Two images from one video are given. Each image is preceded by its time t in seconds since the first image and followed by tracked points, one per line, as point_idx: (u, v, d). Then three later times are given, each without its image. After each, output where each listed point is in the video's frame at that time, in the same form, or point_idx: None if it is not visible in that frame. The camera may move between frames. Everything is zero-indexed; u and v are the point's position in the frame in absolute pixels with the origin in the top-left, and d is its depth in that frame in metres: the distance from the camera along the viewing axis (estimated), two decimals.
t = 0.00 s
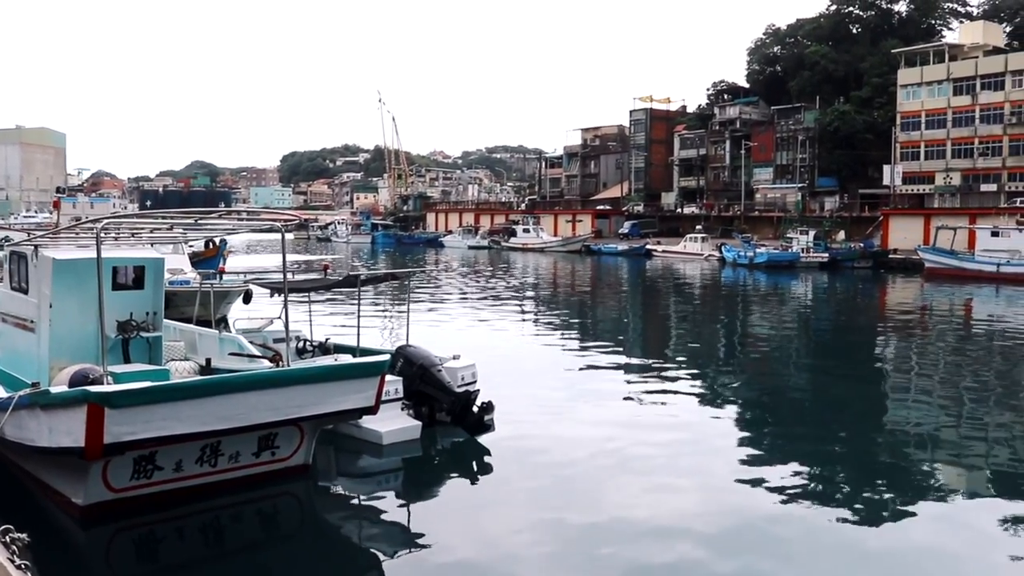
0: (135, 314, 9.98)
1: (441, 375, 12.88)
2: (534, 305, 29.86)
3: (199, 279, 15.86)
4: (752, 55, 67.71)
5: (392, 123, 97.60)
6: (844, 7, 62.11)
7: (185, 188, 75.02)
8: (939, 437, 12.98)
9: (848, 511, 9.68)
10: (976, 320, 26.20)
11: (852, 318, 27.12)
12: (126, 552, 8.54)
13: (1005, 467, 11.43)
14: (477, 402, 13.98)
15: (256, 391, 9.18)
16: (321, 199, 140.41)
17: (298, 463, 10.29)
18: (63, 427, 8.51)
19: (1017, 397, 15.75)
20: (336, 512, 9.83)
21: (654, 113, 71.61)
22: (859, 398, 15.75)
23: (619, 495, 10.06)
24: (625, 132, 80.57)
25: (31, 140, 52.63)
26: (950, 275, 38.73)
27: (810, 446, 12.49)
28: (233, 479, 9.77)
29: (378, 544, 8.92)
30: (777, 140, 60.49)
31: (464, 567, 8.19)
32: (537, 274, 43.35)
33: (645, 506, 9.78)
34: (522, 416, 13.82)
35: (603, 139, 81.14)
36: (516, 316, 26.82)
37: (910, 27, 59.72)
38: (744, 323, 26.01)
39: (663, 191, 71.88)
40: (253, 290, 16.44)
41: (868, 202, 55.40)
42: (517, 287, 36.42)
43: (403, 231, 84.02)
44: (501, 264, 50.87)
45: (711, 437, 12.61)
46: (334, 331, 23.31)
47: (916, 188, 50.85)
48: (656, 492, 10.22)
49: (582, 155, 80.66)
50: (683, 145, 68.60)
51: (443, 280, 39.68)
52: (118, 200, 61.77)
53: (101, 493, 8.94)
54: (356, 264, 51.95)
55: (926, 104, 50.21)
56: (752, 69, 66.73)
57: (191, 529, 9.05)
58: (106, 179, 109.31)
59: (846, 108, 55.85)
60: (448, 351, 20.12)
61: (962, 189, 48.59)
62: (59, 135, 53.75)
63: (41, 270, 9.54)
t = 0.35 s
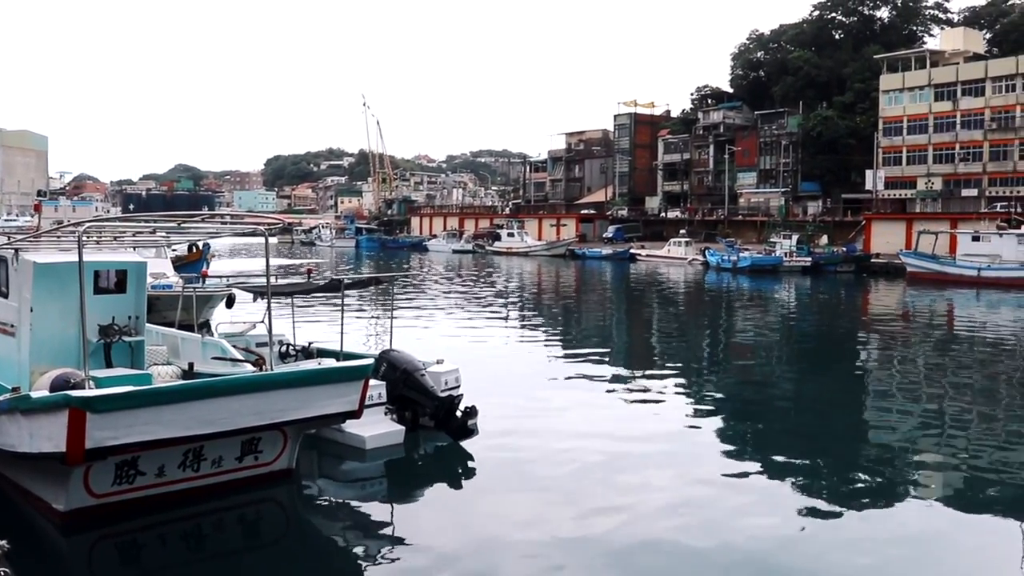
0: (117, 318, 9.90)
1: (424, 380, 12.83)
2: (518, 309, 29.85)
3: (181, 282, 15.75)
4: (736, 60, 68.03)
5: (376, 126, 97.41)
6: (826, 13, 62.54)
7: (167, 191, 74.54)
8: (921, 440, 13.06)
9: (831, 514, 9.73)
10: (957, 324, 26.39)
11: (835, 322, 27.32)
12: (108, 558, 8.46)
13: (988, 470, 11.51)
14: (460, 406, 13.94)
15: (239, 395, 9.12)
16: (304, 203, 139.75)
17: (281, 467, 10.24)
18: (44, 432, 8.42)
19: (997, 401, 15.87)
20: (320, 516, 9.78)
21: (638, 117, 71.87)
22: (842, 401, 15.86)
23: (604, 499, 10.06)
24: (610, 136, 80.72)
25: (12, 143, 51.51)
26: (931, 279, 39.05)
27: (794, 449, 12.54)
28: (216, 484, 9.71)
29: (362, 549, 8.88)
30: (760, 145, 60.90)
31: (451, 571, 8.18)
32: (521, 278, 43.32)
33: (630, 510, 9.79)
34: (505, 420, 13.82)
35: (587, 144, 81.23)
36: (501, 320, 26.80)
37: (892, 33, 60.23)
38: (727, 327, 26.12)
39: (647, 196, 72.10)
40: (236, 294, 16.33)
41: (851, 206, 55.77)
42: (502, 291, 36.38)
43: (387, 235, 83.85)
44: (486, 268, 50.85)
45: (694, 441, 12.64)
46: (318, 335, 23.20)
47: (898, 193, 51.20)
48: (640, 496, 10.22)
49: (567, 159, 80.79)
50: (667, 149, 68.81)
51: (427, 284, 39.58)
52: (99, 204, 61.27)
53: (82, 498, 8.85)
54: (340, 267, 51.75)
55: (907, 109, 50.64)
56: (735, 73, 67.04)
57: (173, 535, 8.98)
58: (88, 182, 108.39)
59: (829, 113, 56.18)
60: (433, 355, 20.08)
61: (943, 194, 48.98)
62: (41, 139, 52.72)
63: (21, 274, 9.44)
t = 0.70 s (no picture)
0: (98, 322, 9.80)
1: (406, 383, 12.85)
2: (502, 313, 29.80)
3: (163, 286, 15.67)
4: (718, 64, 68.43)
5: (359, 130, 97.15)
6: (808, 17, 62.94)
7: (149, 195, 74.05)
8: (902, 442, 13.15)
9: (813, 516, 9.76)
10: (938, 327, 26.59)
11: (817, 325, 27.53)
12: (89, 565, 8.37)
13: (969, 472, 11.59)
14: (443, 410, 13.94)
15: (222, 399, 9.06)
16: (287, 207, 139.22)
17: (264, 471, 10.19)
18: (23, 437, 8.32)
19: (979, 402, 16.01)
20: (303, 521, 9.72)
21: (621, 121, 72.09)
22: (824, 403, 16.01)
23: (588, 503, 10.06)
24: (593, 140, 80.95)
25: None
26: (912, 282, 39.33)
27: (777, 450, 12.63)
28: (199, 489, 9.65)
29: (346, 553, 8.84)
30: (742, 149, 61.27)
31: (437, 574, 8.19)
32: (505, 281, 43.33)
33: (614, 512, 9.79)
34: (489, 424, 13.79)
35: (571, 147, 81.41)
36: (485, 324, 26.84)
37: (874, 38, 60.74)
38: (711, 330, 26.30)
39: (630, 199, 72.27)
40: (218, 298, 16.24)
41: (833, 209, 56.15)
42: (485, 295, 36.33)
43: (371, 239, 83.63)
44: (469, 272, 50.83)
45: (677, 444, 12.67)
46: (302, 338, 23.10)
47: (879, 197, 51.59)
48: (625, 499, 10.22)
49: (550, 163, 80.88)
50: (650, 153, 69.09)
51: (411, 288, 39.55)
52: (79, 208, 60.81)
53: (63, 504, 8.76)
54: (323, 271, 51.59)
55: (888, 114, 51.05)
56: (718, 77, 67.45)
57: (156, 541, 8.90)
58: (68, 185, 107.63)
59: (811, 118, 56.60)
60: (417, 358, 20.05)
61: (924, 198, 49.37)
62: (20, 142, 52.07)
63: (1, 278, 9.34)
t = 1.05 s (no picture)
0: (75, 326, 9.71)
1: (386, 387, 12.83)
2: (482, 316, 29.75)
3: (141, 290, 15.55)
4: (698, 67, 68.80)
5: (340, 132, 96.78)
6: (786, 21, 63.16)
7: (126, 198, 73.45)
8: (880, 443, 13.24)
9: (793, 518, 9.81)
10: (915, 329, 26.79)
11: (796, 327, 27.70)
12: (66, 571, 8.27)
13: (944, 472, 11.71)
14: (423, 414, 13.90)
15: (201, 402, 9.02)
16: (267, 210, 138.42)
17: (244, 475, 10.14)
18: None
19: (956, 404, 16.19)
20: (283, 525, 9.66)
21: (601, 124, 72.30)
22: (804, 405, 16.13)
23: (568, 505, 10.09)
24: (573, 143, 81.06)
25: None
26: (890, 284, 39.68)
27: (757, 452, 12.70)
28: (178, 494, 9.59)
29: (326, 556, 8.80)
30: (722, 152, 61.61)
31: None
32: (485, 284, 43.30)
33: (595, 515, 9.81)
34: (470, 427, 13.77)
35: (551, 150, 81.48)
36: (466, 327, 26.81)
37: (851, 42, 61.26)
38: (691, 332, 26.40)
39: (611, 202, 72.46)
40: (197, 302, 16.13)
41: (812, 212, 56.55)
42: (466, 298, 36.28)
43: (351, 242, 83.35)
44: (450, 275, 50.80)
45: (659, 447, 12.70)
46: (281, 342, 22.98)
47: (857, 200, 52.05)
48: (605, 501, 10.23)
49: (530, 166, 80.94)
50: (630, 156, 69.33)
51: (392, 291, 39.46)
52: (56, 211, 60.24)
53: (39, 510, 8.66)
54: (303, 274, 51.35)
55: (866, 117, 51.49)
56: (698, 81, 67.87)
57: (134, 545, 8.81)
58: (44, 188, 106.69)
59: (789, 121, 56.96)
60: (397, 362, 20.01)
61: (901, 201, 49.81)
62: None
63: None
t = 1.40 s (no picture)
0: (52, 331, 9.60)
1: (366, 390, 12.77)
2: (463, 319, 29.72)
3: (118, 293, 15.42)
4: (678, 70, 69.15)
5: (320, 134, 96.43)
6: (766, 25, 63.40)
7: (105, 201, 72.84)
8: (860, 444, 13.33)
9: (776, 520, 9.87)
10: (893, 330, 27.02)
11: (776, 329, 27.87)
12: None
13: (922, 472, 11.82)
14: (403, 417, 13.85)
15: (182, 405, 8.98)
16: (247, 212, 137.74)
17: (224, 479, 10.10)
18: None
19: (934, 404, 16.36)
20: (264, 528, 9.60)
21: (582, 127, 72.49)
22: (784, 406, 16.23)
23: (551, 508, 10.09)
24: (554, 146, 81.20)
25: None
26: (869, 286, 40.04)
27: (737, 454, 12.78)
28: (157, 498, 9.53)
29: (307, 560, 8.76)
30: (702, 155, 61.92)
31: None
32: (466, 287, 43.28)
33: (578, 518, 9.82)
34: (451, 430, 13.76)
35: (532, 153, 81.56)
36: (447, 330, 26.78)
37: (830, 46, 61.73)
38: (671, 334, 26.52)
39: (591, 205, 72.65)
40: (175, 305, 16.01)
41: (791, 215, 56.89)
42: (447, 300, 36.25)
43: (332, 245, 83.08)
44: (431, 278, 50.74)
45: (640, 449, 12.75)
46: (261, 345, 22.85)
47: (836, 202, 52.49)
48: (587, 503, 10.27)
49: (511, 168, 81.02)
50: (610, 159, 69.57)
51: (372, 294, 39.39)
52: (32, 213, 59.61)
53: (16, 515, 8.57)
54: (283, 277, 51.13)
55: (845, 120, 51.90)
56: (678, 84, 68.24)
57: (112, 550, 8.73)
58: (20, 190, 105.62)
59: (768, 124, 57.27)
60: (378, 365, 19.94)
61: (880, 203, 50.19)
62: None
63: None
